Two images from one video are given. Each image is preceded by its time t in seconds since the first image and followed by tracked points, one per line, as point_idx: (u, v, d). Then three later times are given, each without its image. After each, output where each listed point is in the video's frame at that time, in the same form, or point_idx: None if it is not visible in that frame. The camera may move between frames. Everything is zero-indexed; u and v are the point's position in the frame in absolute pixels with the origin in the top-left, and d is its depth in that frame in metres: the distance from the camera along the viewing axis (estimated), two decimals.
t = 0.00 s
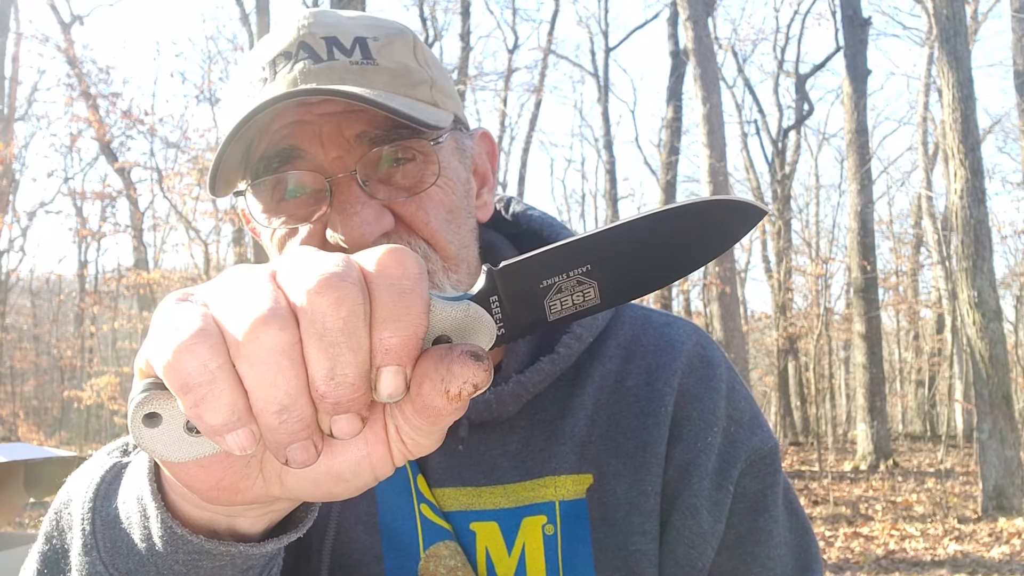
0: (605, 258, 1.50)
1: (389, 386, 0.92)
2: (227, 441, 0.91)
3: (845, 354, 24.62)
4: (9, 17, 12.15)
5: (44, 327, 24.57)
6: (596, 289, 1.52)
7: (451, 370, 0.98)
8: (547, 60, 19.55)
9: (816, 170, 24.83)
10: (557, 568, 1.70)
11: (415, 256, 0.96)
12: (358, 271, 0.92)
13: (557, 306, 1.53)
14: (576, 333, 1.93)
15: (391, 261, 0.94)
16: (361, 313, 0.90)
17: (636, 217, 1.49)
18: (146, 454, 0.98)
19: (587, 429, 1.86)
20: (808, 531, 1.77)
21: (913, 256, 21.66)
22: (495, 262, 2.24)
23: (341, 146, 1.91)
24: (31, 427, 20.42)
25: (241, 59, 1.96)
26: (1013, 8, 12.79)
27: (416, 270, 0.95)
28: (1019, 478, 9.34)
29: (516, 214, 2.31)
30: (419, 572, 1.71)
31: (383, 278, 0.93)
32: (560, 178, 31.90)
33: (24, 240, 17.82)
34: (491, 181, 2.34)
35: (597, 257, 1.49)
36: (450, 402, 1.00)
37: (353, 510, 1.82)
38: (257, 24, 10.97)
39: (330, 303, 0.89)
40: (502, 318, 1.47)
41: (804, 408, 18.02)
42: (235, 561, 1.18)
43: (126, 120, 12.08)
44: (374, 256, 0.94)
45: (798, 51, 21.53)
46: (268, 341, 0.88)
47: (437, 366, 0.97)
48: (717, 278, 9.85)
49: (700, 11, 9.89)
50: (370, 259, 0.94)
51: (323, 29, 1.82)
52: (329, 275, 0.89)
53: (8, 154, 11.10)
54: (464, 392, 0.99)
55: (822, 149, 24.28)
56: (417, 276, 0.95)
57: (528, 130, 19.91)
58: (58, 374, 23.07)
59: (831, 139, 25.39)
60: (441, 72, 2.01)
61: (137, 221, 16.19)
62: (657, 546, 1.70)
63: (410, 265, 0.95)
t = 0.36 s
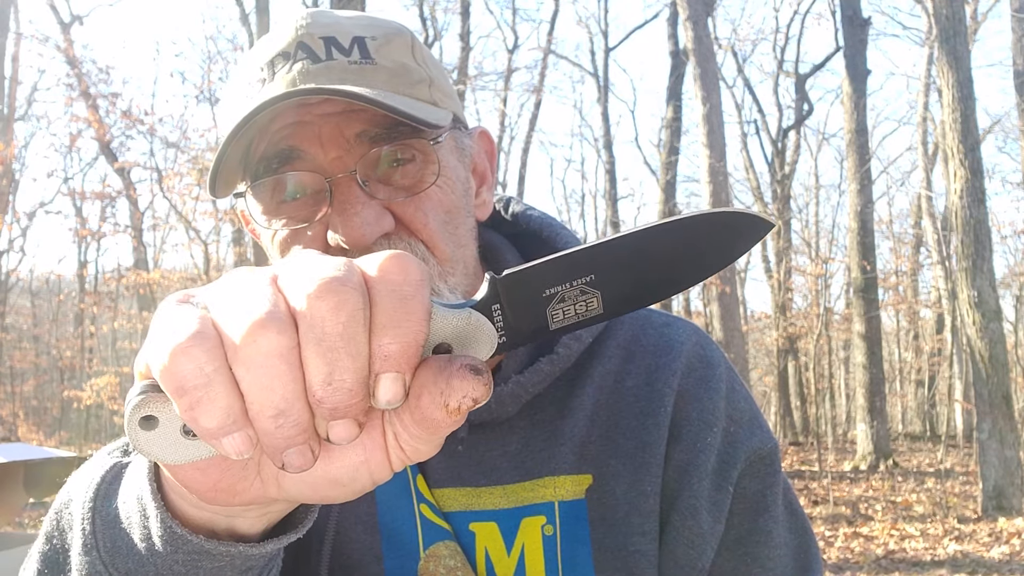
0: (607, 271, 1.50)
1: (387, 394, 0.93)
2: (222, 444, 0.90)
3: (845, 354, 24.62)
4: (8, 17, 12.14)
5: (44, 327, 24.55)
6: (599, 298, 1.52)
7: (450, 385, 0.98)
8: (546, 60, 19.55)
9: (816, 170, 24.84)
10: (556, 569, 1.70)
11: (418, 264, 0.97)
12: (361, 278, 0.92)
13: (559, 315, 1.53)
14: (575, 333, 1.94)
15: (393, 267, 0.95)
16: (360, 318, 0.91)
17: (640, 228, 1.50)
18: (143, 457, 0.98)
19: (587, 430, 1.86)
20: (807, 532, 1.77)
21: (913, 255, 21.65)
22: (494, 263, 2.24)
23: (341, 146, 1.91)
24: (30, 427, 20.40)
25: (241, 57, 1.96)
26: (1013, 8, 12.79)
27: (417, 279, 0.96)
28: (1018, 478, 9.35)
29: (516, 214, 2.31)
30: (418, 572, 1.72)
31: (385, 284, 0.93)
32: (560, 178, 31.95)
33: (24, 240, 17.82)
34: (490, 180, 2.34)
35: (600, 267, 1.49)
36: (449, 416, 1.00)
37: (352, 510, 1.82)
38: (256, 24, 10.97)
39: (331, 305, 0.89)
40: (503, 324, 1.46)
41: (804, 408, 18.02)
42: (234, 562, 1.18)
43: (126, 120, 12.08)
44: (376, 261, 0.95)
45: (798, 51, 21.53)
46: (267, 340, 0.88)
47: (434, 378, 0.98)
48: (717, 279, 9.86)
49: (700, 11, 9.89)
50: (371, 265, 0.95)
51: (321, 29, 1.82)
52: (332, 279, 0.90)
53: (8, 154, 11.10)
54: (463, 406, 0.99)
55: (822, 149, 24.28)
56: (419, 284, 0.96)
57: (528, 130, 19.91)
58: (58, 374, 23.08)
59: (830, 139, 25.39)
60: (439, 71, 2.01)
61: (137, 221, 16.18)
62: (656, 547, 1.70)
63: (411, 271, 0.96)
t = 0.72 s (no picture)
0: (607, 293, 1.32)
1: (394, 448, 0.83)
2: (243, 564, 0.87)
3: (844, 354, 24.65)
4: (8, 17, 12.13)
5: (44, 328, 24.53)
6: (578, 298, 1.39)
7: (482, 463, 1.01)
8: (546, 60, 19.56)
9: (816, 170, 24.84)
10: (556, 568, 1.70)
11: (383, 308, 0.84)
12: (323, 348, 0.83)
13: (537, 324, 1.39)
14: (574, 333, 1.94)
15: (358, 328, 0.82)
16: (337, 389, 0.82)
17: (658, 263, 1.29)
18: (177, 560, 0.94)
19: (587, 429, 1.86)
20: (807, 532, 1.77)
21: (913, 256, 21.66)
22: (494, 262, 2.24)
23: (339, 139, 1.90)
24: (30, 427, 20.39)
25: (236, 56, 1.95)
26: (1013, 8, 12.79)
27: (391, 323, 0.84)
28: (1018, 478, 9.36)
29: (515, 214, 2.31)
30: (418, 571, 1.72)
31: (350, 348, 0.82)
32: (559, 178, 32.00)
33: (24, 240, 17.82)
34: (488, 178, 2.35)
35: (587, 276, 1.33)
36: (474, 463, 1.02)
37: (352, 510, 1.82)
38: (256, 24, 10.96)
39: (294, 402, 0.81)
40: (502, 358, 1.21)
41: (804, 408, 18.03)
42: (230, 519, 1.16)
43: (126, 121, 12.06)
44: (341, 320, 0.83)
45: (798, 52, 21.55)
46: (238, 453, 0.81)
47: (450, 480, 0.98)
48: (717, 279, 9.87)
49: (700, 11, 9.88)
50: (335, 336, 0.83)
51: (319, 27, 1.83)
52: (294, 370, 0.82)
53: (8, 154, 11.10)
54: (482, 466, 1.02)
55: (822, 150, 24.28)
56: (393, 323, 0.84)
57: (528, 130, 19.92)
58: (58, 374, 23.09)
59: (830, 139, 25.40)
60: (437, 68, 2.02)
61: (137, 221, 16.16)
62: (656, 546, 1.70)
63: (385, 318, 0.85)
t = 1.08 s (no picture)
0: (633, 234, 1.32)
1: (422, 389, 0.89)
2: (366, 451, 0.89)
3: (844, 354, 24.67)
4: (9, 17, 12.14)
5: (44, 328, 24.52)
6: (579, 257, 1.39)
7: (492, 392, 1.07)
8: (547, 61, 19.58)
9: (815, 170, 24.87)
10: (557, 568, 1.71)
11: (412, 250, 0.92)
12: (303, 382, 0.87)
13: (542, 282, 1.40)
14: (573, 332, 1.95)
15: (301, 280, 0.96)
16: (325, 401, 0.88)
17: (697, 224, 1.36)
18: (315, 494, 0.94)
19: (586, 428, 1.87)
20: (806, 530, 1.78)
21: (913, 256, 21.66)
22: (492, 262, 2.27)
23: (338, 151, 1.91)
24: (31, 427, 20.40)
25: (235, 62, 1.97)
26: (1012, 9, 12.81)
27: (374, 338, 0.88)
28: (1018, 477, 9.36)
29: (515, 215, 2.32)
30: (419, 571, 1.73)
31: (336, 375, 0.87)
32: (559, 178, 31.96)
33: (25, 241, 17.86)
34: (486, 175, 2.36)
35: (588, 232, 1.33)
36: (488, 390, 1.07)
37: (353, 510, 1.83)
38: (257, 24, 11.00)
39: (286, 448, 0.87)
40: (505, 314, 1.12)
41: (804, 408, 18.04)
42: (236, 536, 1.18)
43: (127, 121, 12.08)
44: (376, 260, 0.90)
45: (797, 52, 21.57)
46: (245, 497, 0.90)
47: (484, 410, 1.05)
48: (717, 278, 9.89)
49: (699, 11, 9.88)
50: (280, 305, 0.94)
51: (314, 33, 1.84)
52: (273, 417, 0.86)
53: (9, 154, 11.10)
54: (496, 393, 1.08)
55: (822, 150, 24.30)
56: (423, 271, 0.91)
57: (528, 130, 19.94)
58: (58, 374, 23.09)
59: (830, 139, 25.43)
60: (435, 73, 2.03)
61: (137, 221, 16.16)
62: (655, 545, 1.71)
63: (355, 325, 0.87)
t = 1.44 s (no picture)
0: (633, 260, 1.49)
1: (413, 397, 1.00)
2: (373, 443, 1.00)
3: (844, 354, 24.66)
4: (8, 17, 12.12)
5: (44, 327, 24.50)
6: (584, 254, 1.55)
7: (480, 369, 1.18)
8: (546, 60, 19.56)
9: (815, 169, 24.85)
10: (557, 568, 1.69)
11: (420, 260, 0.99)
12: (314, 380, 0.95)
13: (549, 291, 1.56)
14: (574, 332, 1.94)
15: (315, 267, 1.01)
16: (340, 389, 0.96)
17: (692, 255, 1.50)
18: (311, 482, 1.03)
19: (587, 429, 1.86)
20: (807, 531, 1.77)
21: (913, 255, 21.65)
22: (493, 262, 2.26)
23: (340, 152, 1.90)
24: (30, 427, 20.37)
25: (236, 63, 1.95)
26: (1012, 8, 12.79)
27: (376, 347, 0.96)
28: (1019, 478, 9.34)
29: (516, 215, 2.30)
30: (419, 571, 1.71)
31: (342, 379, 0.95)
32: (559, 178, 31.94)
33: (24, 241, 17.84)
34: (488, 177, 2.35)
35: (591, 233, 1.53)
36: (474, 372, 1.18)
37: (354, 508, 1.82)
38: (257, 24, 10.99)
39: (293, 443, 0.95)
40: (506, 325, 1.35)
41: (804, 408, 18.02)
42: (245, 532, 1.18)
43: (126, 121, 12.06)
44: (383, 269, 0.97)
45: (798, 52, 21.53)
46: (249, 473, 0.97)
47: (465, 397, 1.17)
48: (717, 279, 9.87)
49: (700, 11, 9.87)
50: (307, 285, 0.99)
51: (316, 34, 1.82)
52: (286, 417, 0.94)
53: (8, 154, 11.08)
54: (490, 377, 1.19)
55: (822, 150, 24.28)
56: (429, 285, 0.99)
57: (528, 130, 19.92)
58: (58, 374, 23.07)
59: (830, 138, 25.39)
60: (438, 73, 2.02)
61: (137, 221, 16.13)
62: (656, 546, 1.70)
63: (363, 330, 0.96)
